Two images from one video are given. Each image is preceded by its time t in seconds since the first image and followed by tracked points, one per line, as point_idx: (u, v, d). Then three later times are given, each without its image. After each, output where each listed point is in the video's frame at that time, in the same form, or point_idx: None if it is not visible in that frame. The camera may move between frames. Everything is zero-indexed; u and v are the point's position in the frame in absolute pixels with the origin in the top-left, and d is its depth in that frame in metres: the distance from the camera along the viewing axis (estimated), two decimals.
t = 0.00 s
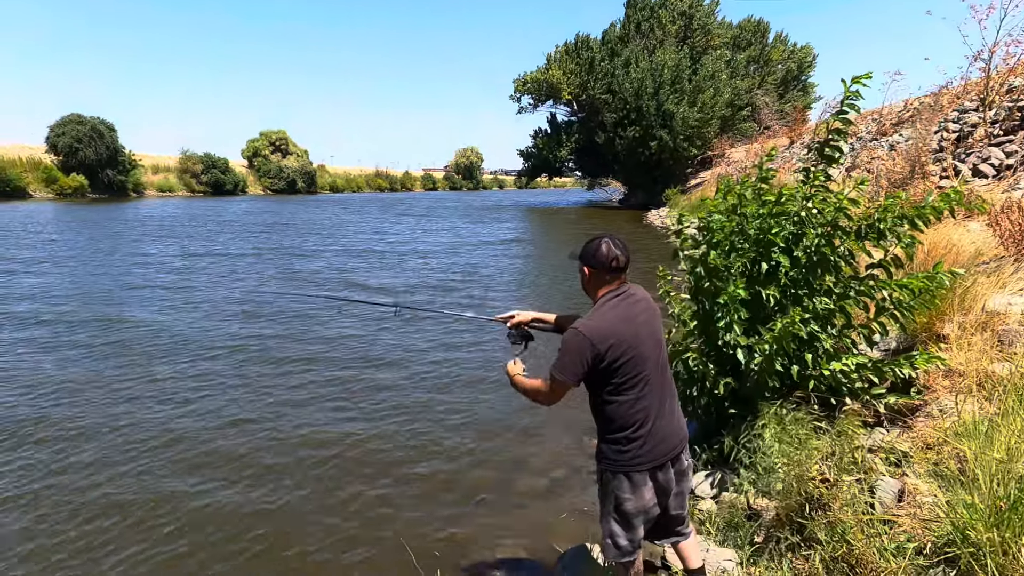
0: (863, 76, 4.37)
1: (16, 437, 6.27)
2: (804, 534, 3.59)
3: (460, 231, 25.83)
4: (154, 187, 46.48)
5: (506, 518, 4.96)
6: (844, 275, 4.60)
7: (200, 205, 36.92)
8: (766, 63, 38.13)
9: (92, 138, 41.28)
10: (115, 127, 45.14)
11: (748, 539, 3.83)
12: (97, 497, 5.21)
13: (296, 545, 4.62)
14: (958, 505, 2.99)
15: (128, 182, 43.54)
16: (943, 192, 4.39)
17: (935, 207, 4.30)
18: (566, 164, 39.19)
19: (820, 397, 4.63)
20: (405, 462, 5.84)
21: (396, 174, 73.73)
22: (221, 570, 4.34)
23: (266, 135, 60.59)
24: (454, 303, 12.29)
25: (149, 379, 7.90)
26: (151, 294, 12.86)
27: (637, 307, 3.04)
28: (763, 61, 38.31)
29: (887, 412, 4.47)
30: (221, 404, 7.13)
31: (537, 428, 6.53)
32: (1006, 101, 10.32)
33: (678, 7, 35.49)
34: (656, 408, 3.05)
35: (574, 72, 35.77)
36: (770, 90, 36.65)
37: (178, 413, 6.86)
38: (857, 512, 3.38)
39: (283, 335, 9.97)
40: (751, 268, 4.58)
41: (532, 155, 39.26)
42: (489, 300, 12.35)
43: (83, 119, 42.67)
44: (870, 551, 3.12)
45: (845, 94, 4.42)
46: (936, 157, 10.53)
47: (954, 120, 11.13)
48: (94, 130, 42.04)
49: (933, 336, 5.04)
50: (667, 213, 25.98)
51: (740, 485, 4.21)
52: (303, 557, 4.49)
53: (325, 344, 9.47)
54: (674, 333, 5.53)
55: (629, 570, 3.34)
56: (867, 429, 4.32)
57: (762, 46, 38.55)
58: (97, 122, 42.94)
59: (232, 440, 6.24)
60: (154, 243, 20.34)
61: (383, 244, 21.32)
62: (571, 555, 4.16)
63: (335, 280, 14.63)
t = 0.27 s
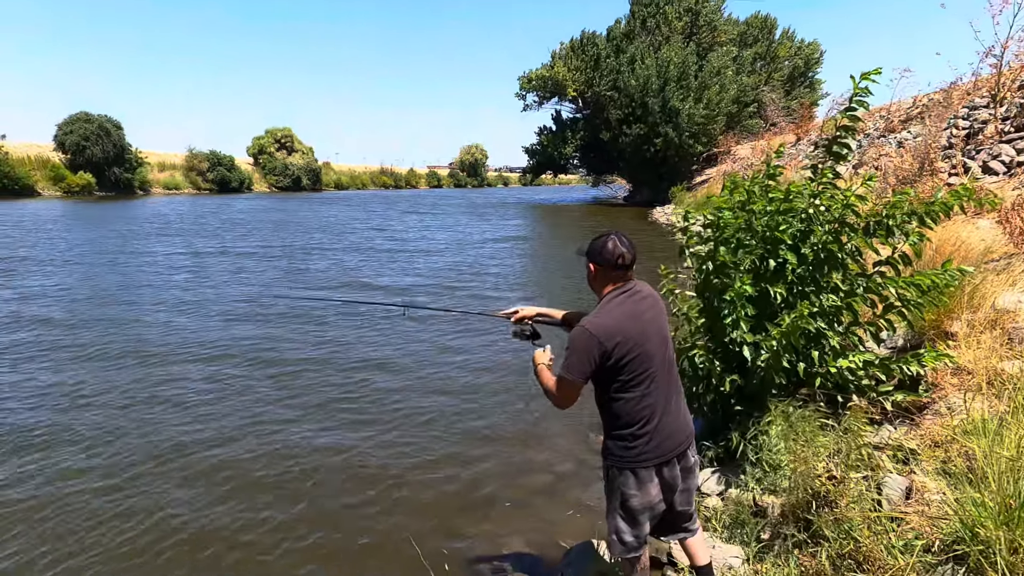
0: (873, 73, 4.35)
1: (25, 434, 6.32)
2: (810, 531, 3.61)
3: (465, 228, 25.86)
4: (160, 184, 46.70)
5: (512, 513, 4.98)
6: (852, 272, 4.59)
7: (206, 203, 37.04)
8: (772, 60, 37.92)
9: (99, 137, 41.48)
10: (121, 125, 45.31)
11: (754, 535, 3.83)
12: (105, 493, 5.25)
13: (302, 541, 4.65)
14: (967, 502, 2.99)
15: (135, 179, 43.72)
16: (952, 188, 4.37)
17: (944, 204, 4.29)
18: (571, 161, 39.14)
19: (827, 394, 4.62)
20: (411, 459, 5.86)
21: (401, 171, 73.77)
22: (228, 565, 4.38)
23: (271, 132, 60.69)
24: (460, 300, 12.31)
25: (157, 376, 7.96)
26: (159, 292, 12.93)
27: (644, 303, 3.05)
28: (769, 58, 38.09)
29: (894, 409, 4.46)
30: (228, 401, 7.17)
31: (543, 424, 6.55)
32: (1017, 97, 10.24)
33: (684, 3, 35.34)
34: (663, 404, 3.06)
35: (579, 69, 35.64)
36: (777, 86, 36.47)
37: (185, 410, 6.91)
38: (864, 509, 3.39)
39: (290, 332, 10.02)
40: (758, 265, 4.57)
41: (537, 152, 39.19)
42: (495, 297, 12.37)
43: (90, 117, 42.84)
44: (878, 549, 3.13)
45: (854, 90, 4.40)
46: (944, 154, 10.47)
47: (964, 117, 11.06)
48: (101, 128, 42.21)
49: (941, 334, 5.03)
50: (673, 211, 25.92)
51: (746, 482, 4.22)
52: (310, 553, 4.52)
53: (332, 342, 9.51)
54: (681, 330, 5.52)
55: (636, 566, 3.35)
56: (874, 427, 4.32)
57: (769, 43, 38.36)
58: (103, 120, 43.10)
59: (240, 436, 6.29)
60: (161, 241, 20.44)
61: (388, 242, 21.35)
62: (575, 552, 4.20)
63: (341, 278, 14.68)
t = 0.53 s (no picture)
0: (879, 67, 4.32)
1: (30, 430, 6.36)
2: (812, 525, 3.61)
3: (468, 224, 25.86)
4: (163, 181, 46.78)
5: (513, 509, 5.00)
6: (855, 268, 4.58)
7: (209, 199, 37.12)
8: (776, 55, 37.75)
9: (102, 133, 41.57)
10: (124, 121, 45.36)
11: (756, 530, 3.84)
12: (109, 489, 5.28)
13: (306, 537, 4.68)
14: (969, 497, 3.00)
15: (138, 175, 43.80)
16: (957, 184, 4.36)
17: (948, 200, 4.28)
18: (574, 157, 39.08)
19: (829, 390, 4.62)
20: (414, 455, 5.88)
21: (403, 167, 73.72)
22: (232, 561, 4.40)
23: (274, 128, 60.69)
24: (462, 296, 12.31)
25: (161, 372, 8.00)
26: (162, 288, 12.97)
27: (645, 299, 3.05)
28: (773, 53, 37.92)
29: (897, 405, 4.47)
30: (232, 397, 7.21)
31: (545, 420, 6.57)
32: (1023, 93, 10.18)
33: None
34: (665, 400, 3.07)
35: (582, 65, 35.52)
36: (781, 82, 36.33)
37: (189, 406, 6.93)
38: (865, 504, 3.40)
39: (293, 328, 10.05)
40: (762, 261, 4.56)
41: (540, 148, 39.12)
42: (497, 293, 12.38)
43: (92, 114, 42.88)
44: (880, 543, 3.15)
45: (860, 86, 4.38)
46: (950, 149, 10.42)
47: (969, 112, 11.01)
48: (104, 124, 42.29)
49: (945, 329, 5.02)
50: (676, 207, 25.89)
51: (748, 477, 4.23)
52: (313, 549, 4.54)
53: (334, 338, 9.54)
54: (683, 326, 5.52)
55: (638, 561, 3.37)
56: (877, 423, 4.32)
57: (773, 38, 38.17)
58: (106, 116, 43.14)
59: (243, 432, 6.32)
60: (164, 237, 20.49)
61: (391, 238, 21.36)
62: (578, 546, 4.18)
63: (344, 274, 14.71)
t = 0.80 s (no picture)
0: (865, 68, 4.35)
1: (17, 430, 6.31)
2: (798, 524, 3.65)
3: (460, 224, 25.88)
4: (153, 179, 46.44)
5: (504, 507, 5.02)
6: (842, 268, 4.62)
7: (199, 198, 36.92)
8: (767, 55, 37.96)
9: (90, 131, 41.23)
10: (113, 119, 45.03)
11: (744, 528, 3.88)
12: (98, 489, 5.25)
13: (297, 536, 4.68)
14: (949, 495, 3.05)
15: (127, 174, 43.50)
16: (941, 185, 4.41)
17: (932, 200, 4.32)
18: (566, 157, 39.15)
19: (817, 388, 4.67)
20: (405, 454, 5.90)
21: (396, 166, 73.61)
22: (223, 560, 4.40)
23: (265, 127, 60.42)
24: (454, 296, 12.32)
25: (151, 371, 7.97)
26: (152, 287, 12.90)
27: (633, 299, 3.08)
28: (764, 53, 38.12)
29: (882, 404, 4.52)
30: (222, 396, 7.19)
31: (536, 419, 6.60)
32: (1005, 95, 10.32)
33: None
34: (653, 399, 3.09)
35: (574, 64, 35.55)
36: (771, 82, 36.55)
37: (179, 406, 6.90)
38: (849, 502, 3.45)
39: (283, 327, 10.03)
40: (751, 260, 4.60)
41: (533, 147, 39.12)
42: (489, 293, 12.40)
43: (81, 111, 42.55)
44: (863, 542, 3.19)
45: (847, 87, 4.42)
46: (935, 151, 10.54)
47: (953, 114, 11.13)
48: (93, 122, 41.95)
49: (929, 329, 5.07)
50: (668, 206, 25.99)
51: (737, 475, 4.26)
52: (304, 548, 4.55)
53: (325, 337, 9.52)
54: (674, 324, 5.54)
55: (627, 559, 3.40)
56: (864, 421, 4.36)
57: (763, 38, 38.39)
58: (95, 114, 42.80)
59: (233, 431, 6.30)
60: (154, 236, 20.37)
61: (382, 237, 21.31)
62: (568, 544, 4.21)
63: (335, 273, 14.68)
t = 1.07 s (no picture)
0: (855, 61, 4.36)
1: (4, 424, 6.26)
2: (787, 515, 3.68)
3: (453, 218, 25.82)
4: (143, 172, 46.07)
5: (496, 501, 5.03)
6: (832, 261, 4.64)
7: (190, 191, 36.69)
8: (759, 50, 37.98)
9: (78, 123, 40.83)
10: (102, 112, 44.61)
11: (734, 520, 3.90)
12: (87, 484, 5.22)
13: (288, 530, 4.67)
14: (934, 485, 3.09)
15: (117, 167, 43.12)
16: (930, 178, 4.43)
17: (921, 193, 4.34)
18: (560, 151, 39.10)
19: (808, 381, 4.69)
20: (397, 448, 5.89)
21: (389, 160, 73.30)
22: (214, 555, 4.39)
23: (257, 120, 60.01)
24: (446, 290, 12.29)
25: (141, 365, 7.93)
26: (142, 281, 12.82)
27: (622, 292, 3.08)
28: (756, 48, 38.14)
29: (871, 396, 4.55)
30: (213, 390, 7.16)
31: (529, 413, 6.61)
32: (994, 88, 10.38)
33: None
34: (645, 392, 3.09)
35: (568, 58, 35.43)
36: (764, 76, 36.61)
37: (169, 400, 6.86)
38: (838, 493, 3.48)
39: (275, 321, 9.99)
40: (744, 253, 4.60)
41: (526, 141, 39.03)
42: (482, 287, 12.39)
43: (69, 103, 42.10)
44: (850, 532, 3.23)
45: (838, 80, 4.43)
46: (924, 144, 10.59)
47: (942, 107, 11.18)
48: (81, 114, 41.53)
49: (918, 321, 5.11)
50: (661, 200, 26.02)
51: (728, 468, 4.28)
52: (296, 542, 4.54)
53: (317, 331, 9.50)
54: (668, 318, 5.56)
55: (620, 552, 3.40)
56: (853, 413, 4.39)
57: (756, 32, 38.41)
58: (83, 106, 42.36)
59: (225, 425, 6.27)
60: (145, 230, 20.22)
61: (375, 231, 21.24)
62: (559, 537, 4.21)
63: (328, 267, 14.63)
